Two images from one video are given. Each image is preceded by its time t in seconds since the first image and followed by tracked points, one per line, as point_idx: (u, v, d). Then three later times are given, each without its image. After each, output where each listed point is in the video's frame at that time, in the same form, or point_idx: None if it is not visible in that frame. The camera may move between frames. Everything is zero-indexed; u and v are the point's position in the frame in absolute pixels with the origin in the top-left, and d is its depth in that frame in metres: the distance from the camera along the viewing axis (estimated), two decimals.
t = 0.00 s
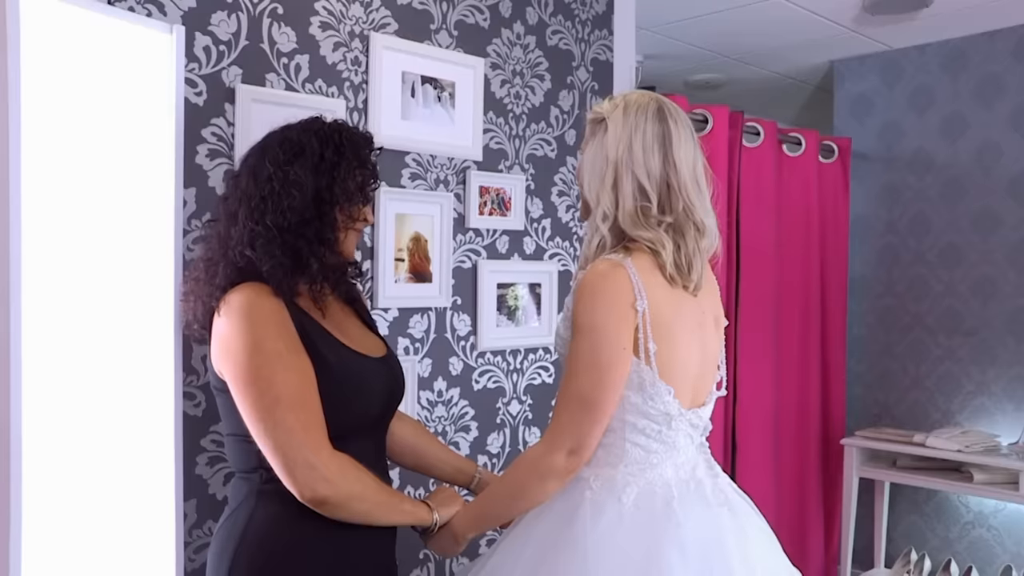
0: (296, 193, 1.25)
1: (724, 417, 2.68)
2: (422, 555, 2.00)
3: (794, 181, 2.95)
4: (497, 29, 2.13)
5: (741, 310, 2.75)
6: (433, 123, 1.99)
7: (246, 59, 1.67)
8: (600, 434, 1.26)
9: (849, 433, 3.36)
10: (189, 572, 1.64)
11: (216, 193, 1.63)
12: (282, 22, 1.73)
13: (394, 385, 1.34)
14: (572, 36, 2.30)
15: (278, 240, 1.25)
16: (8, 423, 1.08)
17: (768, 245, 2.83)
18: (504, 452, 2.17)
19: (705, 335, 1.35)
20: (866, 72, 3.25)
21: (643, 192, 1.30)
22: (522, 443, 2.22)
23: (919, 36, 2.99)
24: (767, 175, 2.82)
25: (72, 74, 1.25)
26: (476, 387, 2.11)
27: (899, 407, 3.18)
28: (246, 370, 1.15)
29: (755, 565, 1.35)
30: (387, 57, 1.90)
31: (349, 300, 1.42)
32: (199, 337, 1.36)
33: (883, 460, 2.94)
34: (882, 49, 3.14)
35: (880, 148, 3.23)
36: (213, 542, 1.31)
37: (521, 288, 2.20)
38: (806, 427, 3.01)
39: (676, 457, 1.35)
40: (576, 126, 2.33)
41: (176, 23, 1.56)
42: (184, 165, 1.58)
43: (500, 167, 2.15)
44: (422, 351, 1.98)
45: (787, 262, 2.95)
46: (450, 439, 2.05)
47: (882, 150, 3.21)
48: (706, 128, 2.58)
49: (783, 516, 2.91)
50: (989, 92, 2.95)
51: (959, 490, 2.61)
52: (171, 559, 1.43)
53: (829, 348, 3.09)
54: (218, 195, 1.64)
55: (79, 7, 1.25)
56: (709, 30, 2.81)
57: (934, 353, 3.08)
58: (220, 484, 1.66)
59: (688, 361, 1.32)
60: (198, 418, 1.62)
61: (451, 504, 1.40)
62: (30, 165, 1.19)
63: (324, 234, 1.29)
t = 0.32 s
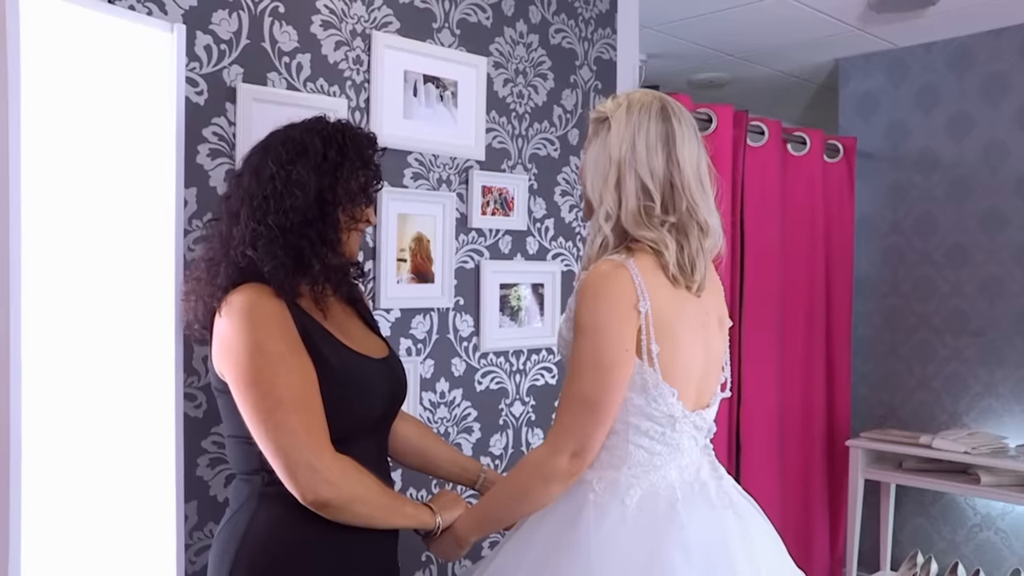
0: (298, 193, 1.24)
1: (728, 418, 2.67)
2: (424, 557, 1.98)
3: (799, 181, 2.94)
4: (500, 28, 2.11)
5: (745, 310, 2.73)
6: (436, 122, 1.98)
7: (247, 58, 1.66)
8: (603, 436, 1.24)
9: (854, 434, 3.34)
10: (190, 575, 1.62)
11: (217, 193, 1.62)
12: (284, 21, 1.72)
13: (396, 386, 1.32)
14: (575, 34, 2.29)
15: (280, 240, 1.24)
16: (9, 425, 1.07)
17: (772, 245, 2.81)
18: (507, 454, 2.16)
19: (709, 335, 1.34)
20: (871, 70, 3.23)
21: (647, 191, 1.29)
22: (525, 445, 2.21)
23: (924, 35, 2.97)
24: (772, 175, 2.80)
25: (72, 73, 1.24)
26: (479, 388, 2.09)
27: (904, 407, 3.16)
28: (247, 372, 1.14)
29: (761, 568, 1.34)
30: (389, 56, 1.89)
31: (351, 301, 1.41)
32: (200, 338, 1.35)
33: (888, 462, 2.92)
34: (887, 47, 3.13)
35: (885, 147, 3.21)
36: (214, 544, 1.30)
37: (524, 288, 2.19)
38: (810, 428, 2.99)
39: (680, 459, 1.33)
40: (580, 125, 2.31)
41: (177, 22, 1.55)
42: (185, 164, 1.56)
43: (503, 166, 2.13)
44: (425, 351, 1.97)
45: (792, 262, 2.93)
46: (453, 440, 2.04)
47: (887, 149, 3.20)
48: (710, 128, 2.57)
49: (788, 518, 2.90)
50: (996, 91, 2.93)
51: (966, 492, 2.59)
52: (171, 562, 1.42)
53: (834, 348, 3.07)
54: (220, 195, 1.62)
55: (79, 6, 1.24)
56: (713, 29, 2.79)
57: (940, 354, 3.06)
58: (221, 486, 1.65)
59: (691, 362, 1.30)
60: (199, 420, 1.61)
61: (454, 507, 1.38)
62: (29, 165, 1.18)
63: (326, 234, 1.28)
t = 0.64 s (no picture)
0: (297, 192, 1.24)
1: (728, 418, 2.67)
2: (423, 556, 1.98)
3: (799, 181, 2.94)
4: (501, 28, 2.11)
5: (746, 310, 2.73)
6: (436, 122, 1.97)
7: (247, 57, 1.66)
8: (602, 437, 1.24)
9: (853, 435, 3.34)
10: (189, 573, 1.62)
11: (217, 191, 1.62)
12: (284, 20, 1.72)
13: (394, 385, 1.32)
14: (576, 34, 2.29)
15: (279, 240, 1.23)
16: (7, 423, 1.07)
17: (772, 245, 2.81)
18: (507, 453, 2.16)
19: (708, 335, 1.34)
20: (873, 71, 3.22)
21: (645, 191, 1.28)
22: (525, 444, 2.21)
23: (926, 36, 2.97)
24: (773, 175, 2.80)
25: (71, 69, 1.24)
26: (479, 387, 2.09)
27: (905, 408, 3.16)
28: (246, 372, 1.14)
29: (760, 569, 1.34)
30: (390, 55, 1.89)
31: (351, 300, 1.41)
32: (199, 337, 1.35)
33: (887, 463, 2.92)
34: (889, 48, 3.12)
35: (886, 147, 3.20)
36: (212, 543, 1.29)
37: (524, 287, 2.18)
38: (810, 428, 2.99)
39: (678, 459, 1.33)
40: (580, 125, 2.31)
41: (177, 20, 1.55)
42: (184, 163, 1.56)
43: (503, 166, 2.13)
44: (425, 351, 1.97)
45: (792, 263, 2.92)
46: (452, 440, 2.04)
47: (888, 149, 3.19)
48: (710, 128, 2.57)
49: (788, 519, 2.90)
50: (997, 92, 2.93)
51: (965, 493, 2.59)
52: (170, 560, 1.42)
53: (834, 349, 3.07)
54: (220, 193, 1.62)
55: (80, 4, 1.25)
56: (714, 29, 2.79)
57: (941, 354, 3.06)
58: (220, 485, 1.64)
59: (691, 363, 1.30)
60: (199, 418, 1.60)
61: (453, 508, 1.38)
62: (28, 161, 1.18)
63: (325, 234, 1.28)
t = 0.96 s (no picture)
0: (293, 193, 1.23)
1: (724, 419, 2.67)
2: (419, 557, 1.98)
3: (797, 181, 2.94)
4: (499, 28, 2.11)
5: (743, 312, 2.73)
6: (433, 122, 1.97)
7: (244, 56, 1.66)
8: (597, 437, 1.24)
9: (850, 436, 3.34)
10: (184, 573, 1.62)
11: (214, 191, 1.61)
12: (282, 19, 1.72)
13: (390, 386, 1.32)
14: (574, 35, 2.29)
15: (274, 240, 1.23)
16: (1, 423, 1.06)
17: (769, 246, 2.81)
18: (503, 454, 2.16)
19: (704, 336, 1.34)
20: (870, 72, 3.23)
21: (640, 193, 1.28)
22: (521, 445, 2.21)
23: (924, 37, 2.97)
24: (770, 176, 2.80)
25: (67, 67, 1.24)
26: (475, 388, 2.09)
27: (901, 409, 3.16)
28: (241, 372, 1.14)
29: (754, 569, 1.34)
30: (387, 55, 1.88)
31: (347, 300, 1.40)
32: (196, 336, 1.35)
33: (883, 464, 2.93)
34: (886, 49, 3.13)
35: (884, 149, 3.21)
36: (206, 543, 1.29)
37: (521, 288, 2.19)
38: (806, 429, 2.99)
39: (673, 460, 1.33)
40: (578, 126, 2.31)
41: (174, 19, 1.54)
42: (181, 162, 1.56)
43: (501, 166, 2.13)
44: (421, 351, 1.97)
45: (789, 263, 2.92)
46: (449, 440, 2.04)
47: (886, 151, 3.20)
48: (707, 129, 2.57)
49: (784, 520, 2.90)
50: (994, 94, 2.93)
51: (960, 494, 2.60)
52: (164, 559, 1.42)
53: (831, 350, 3.07)
54: (217, 192, 1.62)
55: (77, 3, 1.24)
56: (712, 30, 2.79)
57: (937, 356, 3.06)
58: (216, 485, 1.64)
59: (686, 364, 1.30)
60: (194, 418, 1.60)
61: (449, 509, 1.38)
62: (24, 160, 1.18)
63: (321, 235, 1.28)
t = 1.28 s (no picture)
0: (292, 194, 1.23)
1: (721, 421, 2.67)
2: (415, 557, 1.99)
3: (793, 183, 2.94)
4: (494, 29, 2.11)
5: (739, 314, 2.73)
6: (429, 123, 1.97)
7: (240, 57, 1.66)
8: (594, 438, 1.24)
9: (846, 437, 3.34)
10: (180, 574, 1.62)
11: (211, 192, 1.62)
12: (278, 20, 1.72)
13: (387, 388, 1.32)
14: (569, 36, 2.29)
15: (274, 242, 1.23)
16: None
17: (766, 247, 2.81)
18: (499, 454, 2.16)
19: (698, 337, 1.34)
20: (866, 73, 3.23)
21: (634, 195, 1.29)
22: (517, 446, 2.21)
23: (919, 39, 2.98)
24: (766, 177, 2.81)
25: (63, 67, 1.24)
26: (471, 388, 2.09)
27: (897, 410, 3.16)
28: (240, 373, 1.14)
29: (748, 570, 1.34)
30: (384, 56, 1.89)
31: (343, 301, 1.41)
32: (193, 337, 1.35)
33: (879, 465, 2.93)
34: (882, 50, 3.13)
35: (879, 150, 3.21)
36: (203, 543, 1.29)
37: (517, 289, 2.19)
38: (803, 430, 2.99)
39: (666, 461, 1.33)
40: (574, 127, 2.32)
41: (170, 20, 1.55)
42: (177, 164, 1.56)
43: (497, 167, 2.13)
44: (417, 352, 1.97)
45: (785, 263, 2.93)
46: (444, 441, 2.04)
47: (881, 152, 3.20)
48: (704, 130, 2.57)
49: (780, 522, 2.90)
50: (989, 95, 2.94)
51: (955, 494, 2.60)
52: (161, 559, 1.42)
53: (827, 351, 3.07)
54: (214, 194, 1.63)
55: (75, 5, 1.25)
56: (709, 31, 2.79)
57: (932, 357, 3.06)
58: (212, 486, 1.64)
59: (680, 365, 1.30)
60: (191, 419, 1.60)
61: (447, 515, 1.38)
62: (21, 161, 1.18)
63: (320, 236, 1.28)
